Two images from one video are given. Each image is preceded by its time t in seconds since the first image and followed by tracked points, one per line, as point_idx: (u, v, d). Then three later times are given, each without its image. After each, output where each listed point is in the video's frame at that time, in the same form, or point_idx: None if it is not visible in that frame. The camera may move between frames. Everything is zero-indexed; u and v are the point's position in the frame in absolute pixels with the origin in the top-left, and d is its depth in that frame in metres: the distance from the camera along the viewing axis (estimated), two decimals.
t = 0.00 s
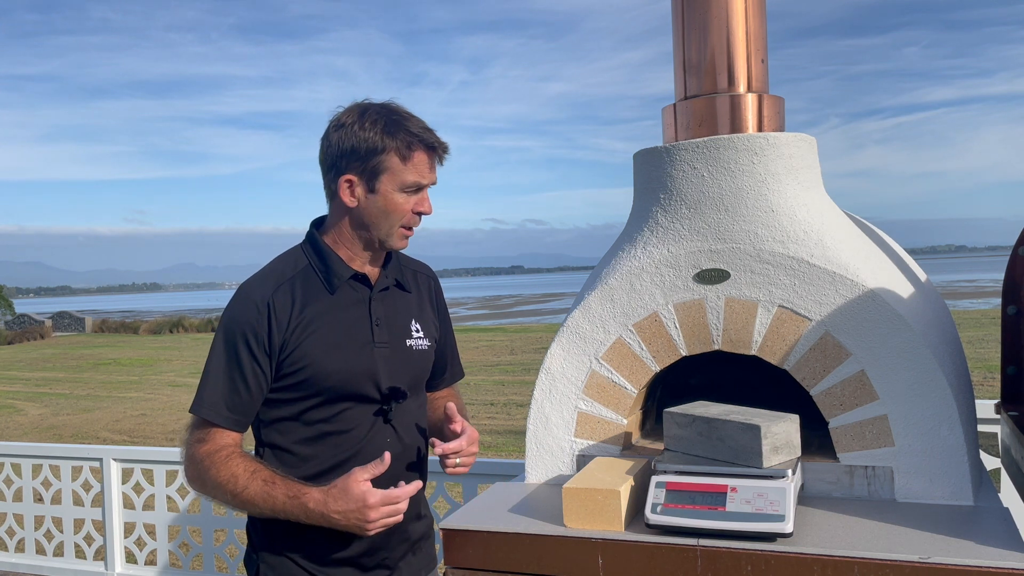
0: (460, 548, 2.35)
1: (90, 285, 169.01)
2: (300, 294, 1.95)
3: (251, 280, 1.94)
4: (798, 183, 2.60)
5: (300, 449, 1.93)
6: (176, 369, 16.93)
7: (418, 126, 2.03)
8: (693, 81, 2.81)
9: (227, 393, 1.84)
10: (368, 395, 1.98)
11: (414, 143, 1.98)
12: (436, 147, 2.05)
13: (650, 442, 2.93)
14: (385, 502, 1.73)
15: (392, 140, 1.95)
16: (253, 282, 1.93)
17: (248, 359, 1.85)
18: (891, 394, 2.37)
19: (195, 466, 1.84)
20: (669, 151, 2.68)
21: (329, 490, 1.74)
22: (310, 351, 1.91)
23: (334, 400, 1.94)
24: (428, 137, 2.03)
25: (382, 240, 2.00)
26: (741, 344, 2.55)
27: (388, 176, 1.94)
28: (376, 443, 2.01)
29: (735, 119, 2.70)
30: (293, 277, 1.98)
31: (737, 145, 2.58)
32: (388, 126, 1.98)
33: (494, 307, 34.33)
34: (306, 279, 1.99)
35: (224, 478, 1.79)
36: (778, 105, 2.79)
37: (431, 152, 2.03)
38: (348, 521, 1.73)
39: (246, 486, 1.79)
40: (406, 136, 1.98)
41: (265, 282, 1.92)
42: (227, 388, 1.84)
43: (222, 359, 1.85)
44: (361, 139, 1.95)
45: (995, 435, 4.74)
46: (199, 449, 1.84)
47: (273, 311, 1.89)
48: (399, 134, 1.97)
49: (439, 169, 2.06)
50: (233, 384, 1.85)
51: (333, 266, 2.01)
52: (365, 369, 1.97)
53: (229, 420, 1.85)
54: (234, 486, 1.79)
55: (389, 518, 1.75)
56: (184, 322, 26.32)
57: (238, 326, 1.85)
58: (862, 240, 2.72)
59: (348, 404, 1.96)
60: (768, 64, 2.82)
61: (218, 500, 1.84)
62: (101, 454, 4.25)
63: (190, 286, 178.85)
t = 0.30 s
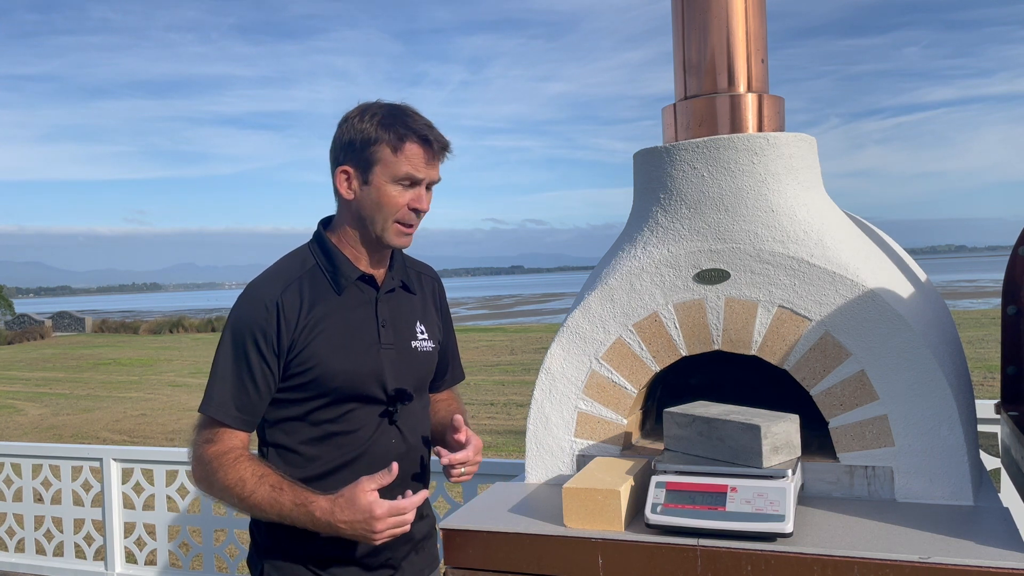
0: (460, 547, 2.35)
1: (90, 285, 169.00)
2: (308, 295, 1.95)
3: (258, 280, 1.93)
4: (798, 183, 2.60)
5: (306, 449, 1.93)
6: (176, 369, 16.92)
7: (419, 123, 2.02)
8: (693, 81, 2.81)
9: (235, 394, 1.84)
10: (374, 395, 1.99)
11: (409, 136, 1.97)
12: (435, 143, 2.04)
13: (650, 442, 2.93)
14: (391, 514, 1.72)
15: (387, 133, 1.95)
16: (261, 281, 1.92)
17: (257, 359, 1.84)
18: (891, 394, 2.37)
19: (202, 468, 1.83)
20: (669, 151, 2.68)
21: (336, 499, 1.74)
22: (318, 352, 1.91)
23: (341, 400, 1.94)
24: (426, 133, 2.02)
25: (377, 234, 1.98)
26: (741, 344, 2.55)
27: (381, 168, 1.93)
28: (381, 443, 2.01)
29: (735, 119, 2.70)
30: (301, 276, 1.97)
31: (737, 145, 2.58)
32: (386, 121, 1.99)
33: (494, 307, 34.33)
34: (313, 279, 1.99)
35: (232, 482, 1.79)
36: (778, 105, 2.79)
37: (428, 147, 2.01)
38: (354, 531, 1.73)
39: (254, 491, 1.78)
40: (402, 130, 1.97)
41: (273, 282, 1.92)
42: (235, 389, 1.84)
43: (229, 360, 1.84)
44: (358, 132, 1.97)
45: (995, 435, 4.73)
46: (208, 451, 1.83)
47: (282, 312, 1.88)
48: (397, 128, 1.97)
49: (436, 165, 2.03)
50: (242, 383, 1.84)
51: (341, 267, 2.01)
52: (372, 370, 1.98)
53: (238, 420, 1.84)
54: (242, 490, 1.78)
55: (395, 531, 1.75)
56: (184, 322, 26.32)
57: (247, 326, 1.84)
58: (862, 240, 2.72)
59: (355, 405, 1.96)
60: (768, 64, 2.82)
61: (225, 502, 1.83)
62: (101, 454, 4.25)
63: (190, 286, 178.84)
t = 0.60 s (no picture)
0: (460, 547, 2.35)
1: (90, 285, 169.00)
2: (323, 293, 1.92)
3: (273, 274, 1.90)
4: (798, 183, 2.60)
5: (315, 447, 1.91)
6: (176, 369, 16.92)
7: (418, 122, 2.01)
8: (693, 81, 2.81)
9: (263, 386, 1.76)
10: (385, 395, 1.99)
11: (399, 130, 1.97)
12: (427, 140, 1.99)
13: (650, 442, 2.93)
14: (420, 548, 1.67)
15: (381, 126, 1.99)
16: (277, 276, 1.88)
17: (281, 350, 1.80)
18: (891, 394, 2.37)
19: (232, 467, 1.72)
20: (669, 151, 2.68)
21: (368, 522, 1.68)
22: (332, 350, 1.89)
23: (353, 398, 1.93)
24: (421, 130, 1.99)
25: (361, 227, 1.98)
26: (741, 344, 2.55)
27: (369, 159, 1.97)
28: (388, 443, 2.02)
29: (735, 119, 2.70)
30: (315, 272, 1.95)
31: (737, 145, 2.58)
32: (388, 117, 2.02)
33: (494, 307, 34.33)
34: (327, 276, 1.96)
35: (265, 489, 1.69)
36: (778, 105, 2.79)
37: (419, 143, 1.97)
38: (383, 557, 1.68)
39: (288, 501, 1.70)
40: (397, 124, 1.99)
41: (289, 277, 1.89)
42: (264, 381, 1.77)
43: (251, 354, 1.77)
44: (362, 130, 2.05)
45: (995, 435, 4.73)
46: (237, 449, 1.72)
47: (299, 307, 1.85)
48: (388, 124, 1.99)
49: (425, 161, 1.97)
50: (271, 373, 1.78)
51: (353, 265, 2.00)
52: (383, 370, 1.98)
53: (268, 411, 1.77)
54: (274, 497, 1.69)
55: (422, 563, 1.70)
56: (184, 322, 26.33)
57: (270, 318, 1.79)
58: (862, 240, 2.72)
59: (364, 404, 1.95)
60: (768, 64, 2.82)
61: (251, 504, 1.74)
62: (101, 454, 4.25)
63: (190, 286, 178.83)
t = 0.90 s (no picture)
0: (460, 547, 2.35)
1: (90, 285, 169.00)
2: (337, 293, 1.89)
3: (281, 273, 1.84)
4: (798, 183, 2.60)
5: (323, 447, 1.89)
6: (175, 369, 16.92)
7: (425, 125, 2.00)
8: (693, 81, 2.81)
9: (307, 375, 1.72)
10: (392, 394, 1.99)
11: (405, 133, 1.96)
12: (433, 145, 1.97)
13: (650, 442, 2.94)
14: (532, 409, 1.80)
15: (388, 129, 1.97)
16: (290, 274, 1.84)
17: (318, 338, 1.78)
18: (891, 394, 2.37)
19: (314, 449, 1.65)
20: (669, 151, 2.68)
21: (474, 416, 1.77)
22: (346, 349, 1.87)
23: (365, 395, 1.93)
24: (427, 133, 1.98)
25: (367, 230, 1.99)
26: (741, 344, 2.55)
27: (375, 163, 1.96)
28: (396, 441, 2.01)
29: (735, 119, 2.70)
30: (327, 271, 1.91)
31: (737, 145, 2.58)
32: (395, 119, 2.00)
33: (494, 307, 34.33)
34: (338, 275, 1.93)
35: (360, 442, 1.67)
36: (778, 105, 2.79)
37: (425, 148, 1.96)
38: (504, 439, 1.76)
39: (388, 441, 1.70)
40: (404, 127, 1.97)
41: (302, 275, 1.85)
42: (310, 368, 1.73)
43: (294, 344, 1.73)
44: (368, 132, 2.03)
45: (995, 435, 4.73)
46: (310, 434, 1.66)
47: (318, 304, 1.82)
48: (394, 127, 1.97)
49: (431, 166, 1.97)
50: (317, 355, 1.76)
51: (362, 266, 1.98)
52: (391, 370, 1.97)
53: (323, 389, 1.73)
54: (375, 445, 1.68)
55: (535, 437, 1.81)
56: (184, 322, 26.33)
57: (295, 314, 1.76)
58: (862, 240, 2.72)
59: (374, 401, 1.95)
60: (768, 64, 2.82)
61: (348, 477, 1.67)
62: (101, 454, 4.25)
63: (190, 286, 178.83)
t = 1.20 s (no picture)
0: (460, 548, 2.35)
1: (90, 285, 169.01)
2: (349, 292, 1.88)
3: (292, 274, 1.83)
4: (798, 183, 2.60)
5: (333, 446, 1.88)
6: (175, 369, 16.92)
7: (430, 129, 1.98)
8: (693, 81, 2.81)
9: (338, 364, 1.74)
10: (399, 395, 1.99)
11: (412, 138, 1.93)
12: (439, 149, 1.96)
13: (650, 442, 2.94)
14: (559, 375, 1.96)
15: (394, 134, 1.94)
16: (303, 274, 1.82)
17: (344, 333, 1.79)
18: (891, 394, 2.37)
19: (369, 437, 1.69)
20: (669, 151, 2.68)
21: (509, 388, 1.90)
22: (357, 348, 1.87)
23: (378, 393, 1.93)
24: (433, 138, 1.96)
25: (373, 234, 1.99)
26: (740, 344, 2.55)
27: (381, 167, 1.94)
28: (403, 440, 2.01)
29: (735, 119, 2.70)
30: (338, 270, 1.89)
31: (737, 145, 2.58)
32: (401, 123, 1.98)
33: (494, 307, 34.33)
34: (349, 275, 1.91)
35: (413, 424, 1.74)
36: (779, 105, 2.79)
37: (432, 155, 1.94)
38: (541, 404, 1.90)
39: (439, 421, 1.77)
40: (410, 132, 1.94)
41: (314, 275, 1.83)
42: (343, 358, 1.75)
43: (323, 339, 1.74)
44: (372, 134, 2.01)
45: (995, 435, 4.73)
46: (359, 425, 1.69)
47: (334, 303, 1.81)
48: (399, 131, 1.95)
49: (437, 172, 1.96)
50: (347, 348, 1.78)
51: (370, 267, 1.97)
52: (396, 371, 1.97)
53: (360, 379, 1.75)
54: (427, 425, 1.75)
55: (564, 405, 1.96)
56: (184, 322, 26.34)
57: (316, 312, 1.76)
58: (862, 240, 2.72)
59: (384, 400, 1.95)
60: (768, 64, 2.82)
61: (402, 461, 1.73)
62: (101, 454, 4.25)
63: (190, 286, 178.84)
